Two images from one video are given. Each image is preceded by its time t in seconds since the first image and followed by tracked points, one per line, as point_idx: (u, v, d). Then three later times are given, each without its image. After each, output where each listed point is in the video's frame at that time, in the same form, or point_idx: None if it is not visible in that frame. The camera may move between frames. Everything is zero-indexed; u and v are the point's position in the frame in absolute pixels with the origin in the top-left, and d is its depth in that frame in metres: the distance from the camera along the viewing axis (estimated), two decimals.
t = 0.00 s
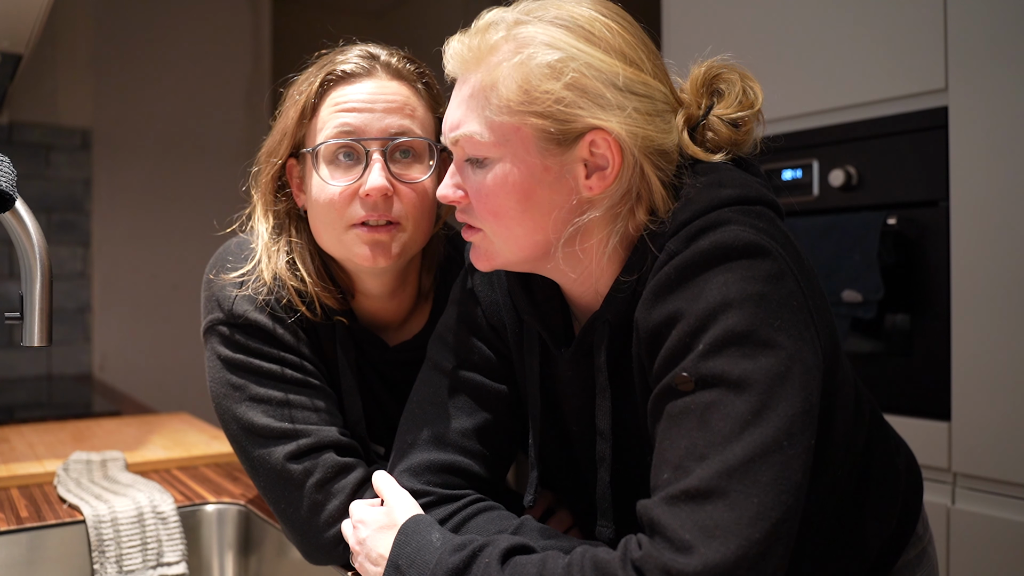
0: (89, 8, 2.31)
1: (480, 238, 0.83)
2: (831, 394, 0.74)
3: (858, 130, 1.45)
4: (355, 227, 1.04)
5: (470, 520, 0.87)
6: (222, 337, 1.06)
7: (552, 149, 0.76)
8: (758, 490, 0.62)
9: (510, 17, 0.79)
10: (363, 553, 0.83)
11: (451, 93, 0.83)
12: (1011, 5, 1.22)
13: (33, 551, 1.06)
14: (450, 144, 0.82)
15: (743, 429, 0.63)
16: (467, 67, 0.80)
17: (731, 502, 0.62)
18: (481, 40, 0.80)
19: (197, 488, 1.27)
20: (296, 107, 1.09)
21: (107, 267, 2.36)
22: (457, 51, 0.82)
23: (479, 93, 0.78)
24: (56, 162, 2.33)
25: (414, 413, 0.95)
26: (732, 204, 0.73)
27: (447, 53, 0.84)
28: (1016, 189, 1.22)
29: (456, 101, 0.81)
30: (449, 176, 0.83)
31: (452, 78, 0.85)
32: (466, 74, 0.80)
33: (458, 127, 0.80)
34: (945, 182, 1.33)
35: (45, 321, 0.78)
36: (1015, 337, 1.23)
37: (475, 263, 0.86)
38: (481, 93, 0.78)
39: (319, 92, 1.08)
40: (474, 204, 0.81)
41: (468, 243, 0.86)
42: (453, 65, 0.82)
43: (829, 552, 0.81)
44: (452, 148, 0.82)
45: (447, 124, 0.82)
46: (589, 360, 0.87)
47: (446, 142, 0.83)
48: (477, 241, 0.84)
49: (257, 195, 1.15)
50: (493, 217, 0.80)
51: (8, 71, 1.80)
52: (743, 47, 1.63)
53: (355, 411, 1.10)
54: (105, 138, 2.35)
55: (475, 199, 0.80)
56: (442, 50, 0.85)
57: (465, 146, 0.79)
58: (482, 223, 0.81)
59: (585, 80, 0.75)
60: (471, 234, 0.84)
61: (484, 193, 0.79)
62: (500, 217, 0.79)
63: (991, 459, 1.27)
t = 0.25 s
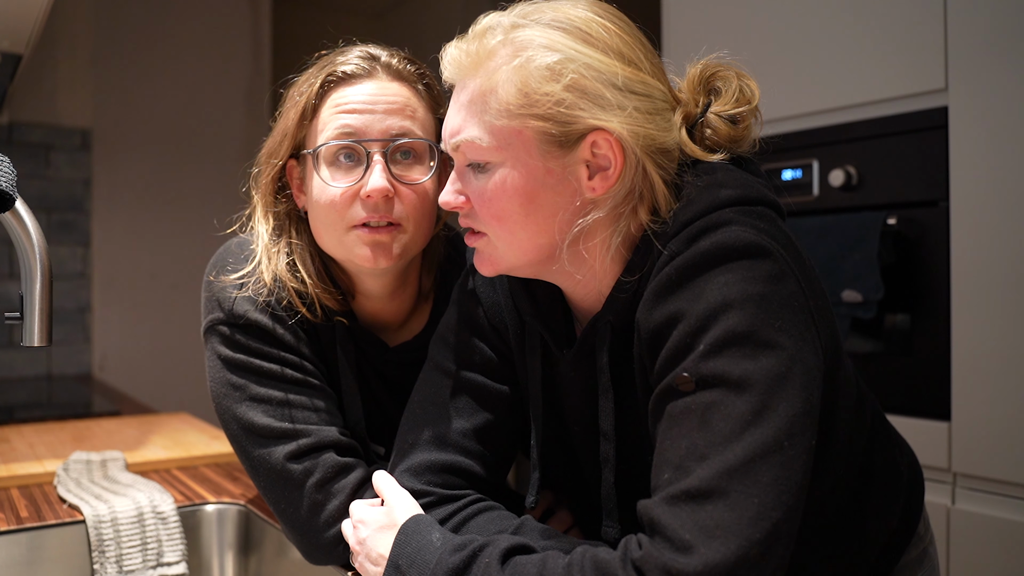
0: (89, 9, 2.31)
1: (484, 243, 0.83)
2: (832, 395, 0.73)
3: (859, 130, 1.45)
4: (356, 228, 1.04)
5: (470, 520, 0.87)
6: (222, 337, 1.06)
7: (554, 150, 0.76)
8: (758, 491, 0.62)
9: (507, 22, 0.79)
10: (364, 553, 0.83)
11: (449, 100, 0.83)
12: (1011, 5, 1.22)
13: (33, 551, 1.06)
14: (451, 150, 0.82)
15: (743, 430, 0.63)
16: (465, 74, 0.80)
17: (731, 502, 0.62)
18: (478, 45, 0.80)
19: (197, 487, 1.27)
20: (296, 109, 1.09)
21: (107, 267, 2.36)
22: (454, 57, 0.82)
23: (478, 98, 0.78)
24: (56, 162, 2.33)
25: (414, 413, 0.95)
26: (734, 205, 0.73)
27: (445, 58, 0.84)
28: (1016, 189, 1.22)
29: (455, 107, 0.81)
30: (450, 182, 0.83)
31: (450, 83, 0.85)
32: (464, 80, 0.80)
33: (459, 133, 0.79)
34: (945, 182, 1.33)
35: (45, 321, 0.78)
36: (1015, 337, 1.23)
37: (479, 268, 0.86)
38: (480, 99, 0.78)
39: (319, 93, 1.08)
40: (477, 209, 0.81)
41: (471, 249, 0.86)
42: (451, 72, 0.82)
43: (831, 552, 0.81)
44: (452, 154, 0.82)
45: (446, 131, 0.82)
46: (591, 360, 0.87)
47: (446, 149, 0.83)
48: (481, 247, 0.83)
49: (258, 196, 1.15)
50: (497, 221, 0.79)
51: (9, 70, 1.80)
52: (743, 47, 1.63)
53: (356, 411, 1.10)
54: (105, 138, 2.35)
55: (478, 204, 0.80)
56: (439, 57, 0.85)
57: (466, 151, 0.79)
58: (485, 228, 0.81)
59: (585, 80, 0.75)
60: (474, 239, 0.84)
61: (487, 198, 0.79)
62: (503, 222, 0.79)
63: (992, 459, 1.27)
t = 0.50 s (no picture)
0: (89, 9, 2.31)
1: (487, 241, 0.83)
2: (834, 395, 0.73)
3: (859, 130, 1.45)
4: (358, 229, 1.04)
5: (470, 520, 0.87)
6: (222, 336, 1.06)
7: (558, 145, 0.76)
8: (759, 491, 0.62)
9: (511, 17, 0.79)
10: (363, 553, 0.83)
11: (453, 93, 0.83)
12: (1010, 5, 1.22)
13: (33, 551, 1.06)
14: (455, 144, 0.81)
15: (745, 430, 0.63)
16: (469, 67, 0.80)
17: (732, 502, 0.62)
18: (482, 39, 0.79)
19: (197, 488, 1.27)
20: (297, 109, 1.09)
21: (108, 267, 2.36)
22: (458, 51, 0.82)
23: (482, 92, 0.78)
24: (56, 162, 2.33)
25: (415, 412, 0.95)
26: (735, 205, 0.73)
27: (449, 53, 0.84)
28: (1016, 189, 1.22)
29: (459, 101, 0.80)
30: (454, 176, 0.82)
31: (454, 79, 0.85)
32: (468, 73, 0.80)
33: (463, 127, 0.79)
34: (944, 182, 1.33)
35: (45, 320, 0.78)
36: (1015, 337, 1.23)
37: (481, 264, 0.86)
38: (484, 93, 0.78)
39: (320, 94, 1.08)
40: (479, 204, 0.81)
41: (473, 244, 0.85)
42: (454, 67, 0.82)
43: (831, 553, 0.81)
44: (456, 148, 0.81)
45: (450, 125, 0.82)
46: (592, 360, 0.87)
47: (450, 143, 0.82)
48: (483, 242, 0.83)
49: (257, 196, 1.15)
50: (500, 216, 0.79)
51: (9, 71, 1.80)
52: (743, 47, 1.64)
53: (356, 411, 1.10)
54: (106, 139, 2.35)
55: (481, 200, 0.80)
56: (443, 53, 0.85)
57: (469, 145, 0.79)
58: (488, 224, 0.81)
59: (589, 75, 0.75)
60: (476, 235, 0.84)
61: (490, 194, 0.79)
62: (506, 217, 0.79)
63: (992, 459, 1.27)
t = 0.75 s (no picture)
0: (89, 9, 2.31)
1: (484, 238, 0.82)
2: (833, 396, 0.73)
3: (858, 130, 1.45)
4: (358, 229, 1.04)
5: (470, 520, 0.87)
6: (222, 337, 1.06)
7: (555, 143, 0.76)
8: (760, 491, 0.62)
9: (510, 14, 0.79)
10: (363, 553, 0.83)
11: (452, 90, 0.83)
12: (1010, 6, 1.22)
13: (33, 551, 1.05)
14: (453, 141, 0.81)
15: (745, 430, 0.63)
16: (467, 65, 0.80)
17: (732, 502, 0.62)
18: (481, 36, 0.80)
19: (197, 487, 1.27)
20: (294, 110, 1.09)
21: (108, 267, 2.36)
22: (457, 49, 0.82)
23: (480, 88, 0.78)
24: (57, 162, 2.34)
25: (415, 413, 0.95)
26: (736, 205, 0.73)
27: (448, 51, 0.84)
28: (1016, 189, 1.22)
29: (457, 97, 0.80)
30: (452, 173, 0.82)
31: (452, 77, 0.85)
32: (466, 71, 0.80)
33: (460, 124, 0.79)
34: (944, 182, 1.33)
35: (45, 321, 0.78)
36: (1014, 337, 1.23)
37: (478, 261, 0.85)
38: (482, 90, 0.78)
39: (318, 94, 1.08)
40: (477, 202, 0.81)
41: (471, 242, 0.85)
42: (453, 64, 0.82)
43: (832, 554, 0.81)
44: (454, 145, 0.81)
45: (448, 121, 0.82)
46: (591, 360, 0.87)
47: (447, 140, 0.82)
48: (480, 240, 0.83)
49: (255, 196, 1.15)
50: (497, 214, 0.79)
51: (9, 71, 1.80)
52: (743, 47, 1.64)
53: (355, 411, 1.10)
54: (105, 139, 2.35)
55: (478, 197, 0.80)
56: (442, 50, 0.85)
57: (467, 142, 0.79)
58: (485, 222, 0.81)
59: (586, 72, 0.75)
60: (473, 232, 0.84)
61: (488, 191, 0.79)
62: (503, 215, 0.79)
63: (992, 459, 1.27)
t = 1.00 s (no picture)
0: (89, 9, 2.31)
1: (483, 238, 0.82)
2: (832, 396, 0.73)
3: (858, 130, 1.45)
4: (359, 233, 1.04)
5: (470, 520, 0.87)
6: (221, 337, 1.06)
7: (553, 144, 0.76)
8: (759, 491, 0.62)
9: (509, 15, 0.79)
10: (363, 553, 0.83)
11: (451, 91, 0.82)
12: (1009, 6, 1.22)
13: (33, 551, 1.05)
14: (451, 142, 0.81)
15: (744, 430, 0.63)
16: (466, 66, 0.80)
17: (731, 502, 0.62)
18: (480, 37, 0.80)
19: (197, 487, 1.27)
20: (299, 108, 1.08)
21: (108, 267, 2.36)
22: (456, 50, 0.82)
23: (479, 89, 0.78)
24: (56, 162, 2.31)
25: (415, 413, 0.95)
26: (734, 205, 0.73)
27: (448, 51, 0.84)
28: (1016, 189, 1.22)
29: (456, 98, 0.80)
30: (450, 174, 0.82)
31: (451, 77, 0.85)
32: (465, 72, 0.80)
33: (459, 125, 0.79)
34: (944, 182, 1.33)
35: (45, 321, 0.78)
36: (1014, 337, 1.23)
37: (477, 262, 0.85)
38: (481, 91, 0.78)
39: (323, 93, 1.08)
40: (476, 203, 0.81)
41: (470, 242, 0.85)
42: (452, 65, 0.82)
43: (831, 555, 0.81)
44: (452, 147, 0.81)
45: (446, 122, 0.82)
46: (590, 360, 0.87)
47: (446, 141, 0.82)
48: (479, 241, 0.83)
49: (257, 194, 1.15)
50: (496, 215, 0.79)
51: (9, 71, 1.80)
52: (743, 47, 1.63)
53: (355, 411, 1.10)
54: (105, 138, 2.35)
55: (477, 198, 0.80)
56: (441, 51, 0.85)
57: (466, 144, 0.79)
58: (484, 223, 0.81)
59: (585, 74, 0.75)
60: (472, 233, 0.84)
61: (487, 193, 0.79)
62: (502, 216, 0.79)
63: (991, 459, 1.27)
